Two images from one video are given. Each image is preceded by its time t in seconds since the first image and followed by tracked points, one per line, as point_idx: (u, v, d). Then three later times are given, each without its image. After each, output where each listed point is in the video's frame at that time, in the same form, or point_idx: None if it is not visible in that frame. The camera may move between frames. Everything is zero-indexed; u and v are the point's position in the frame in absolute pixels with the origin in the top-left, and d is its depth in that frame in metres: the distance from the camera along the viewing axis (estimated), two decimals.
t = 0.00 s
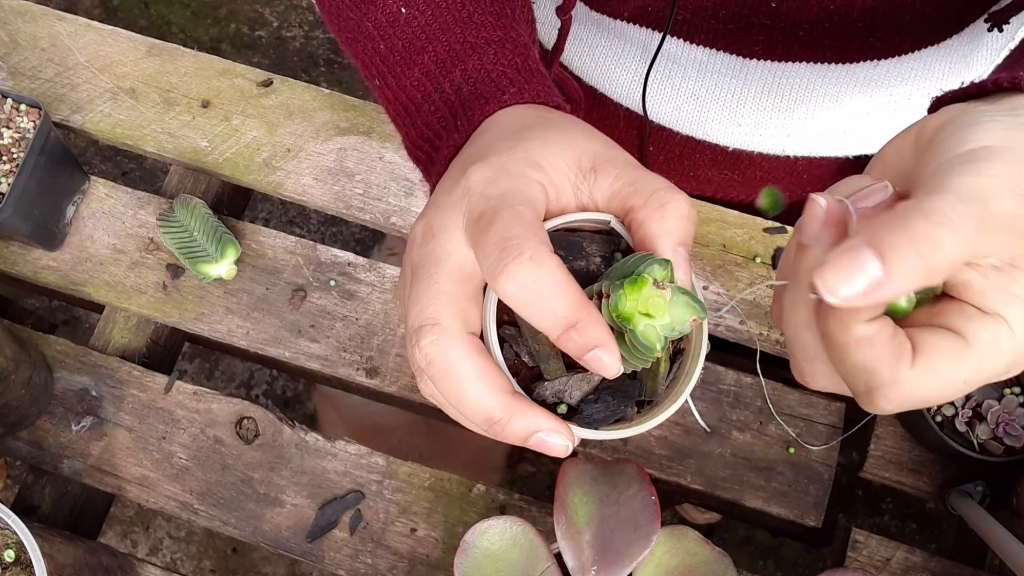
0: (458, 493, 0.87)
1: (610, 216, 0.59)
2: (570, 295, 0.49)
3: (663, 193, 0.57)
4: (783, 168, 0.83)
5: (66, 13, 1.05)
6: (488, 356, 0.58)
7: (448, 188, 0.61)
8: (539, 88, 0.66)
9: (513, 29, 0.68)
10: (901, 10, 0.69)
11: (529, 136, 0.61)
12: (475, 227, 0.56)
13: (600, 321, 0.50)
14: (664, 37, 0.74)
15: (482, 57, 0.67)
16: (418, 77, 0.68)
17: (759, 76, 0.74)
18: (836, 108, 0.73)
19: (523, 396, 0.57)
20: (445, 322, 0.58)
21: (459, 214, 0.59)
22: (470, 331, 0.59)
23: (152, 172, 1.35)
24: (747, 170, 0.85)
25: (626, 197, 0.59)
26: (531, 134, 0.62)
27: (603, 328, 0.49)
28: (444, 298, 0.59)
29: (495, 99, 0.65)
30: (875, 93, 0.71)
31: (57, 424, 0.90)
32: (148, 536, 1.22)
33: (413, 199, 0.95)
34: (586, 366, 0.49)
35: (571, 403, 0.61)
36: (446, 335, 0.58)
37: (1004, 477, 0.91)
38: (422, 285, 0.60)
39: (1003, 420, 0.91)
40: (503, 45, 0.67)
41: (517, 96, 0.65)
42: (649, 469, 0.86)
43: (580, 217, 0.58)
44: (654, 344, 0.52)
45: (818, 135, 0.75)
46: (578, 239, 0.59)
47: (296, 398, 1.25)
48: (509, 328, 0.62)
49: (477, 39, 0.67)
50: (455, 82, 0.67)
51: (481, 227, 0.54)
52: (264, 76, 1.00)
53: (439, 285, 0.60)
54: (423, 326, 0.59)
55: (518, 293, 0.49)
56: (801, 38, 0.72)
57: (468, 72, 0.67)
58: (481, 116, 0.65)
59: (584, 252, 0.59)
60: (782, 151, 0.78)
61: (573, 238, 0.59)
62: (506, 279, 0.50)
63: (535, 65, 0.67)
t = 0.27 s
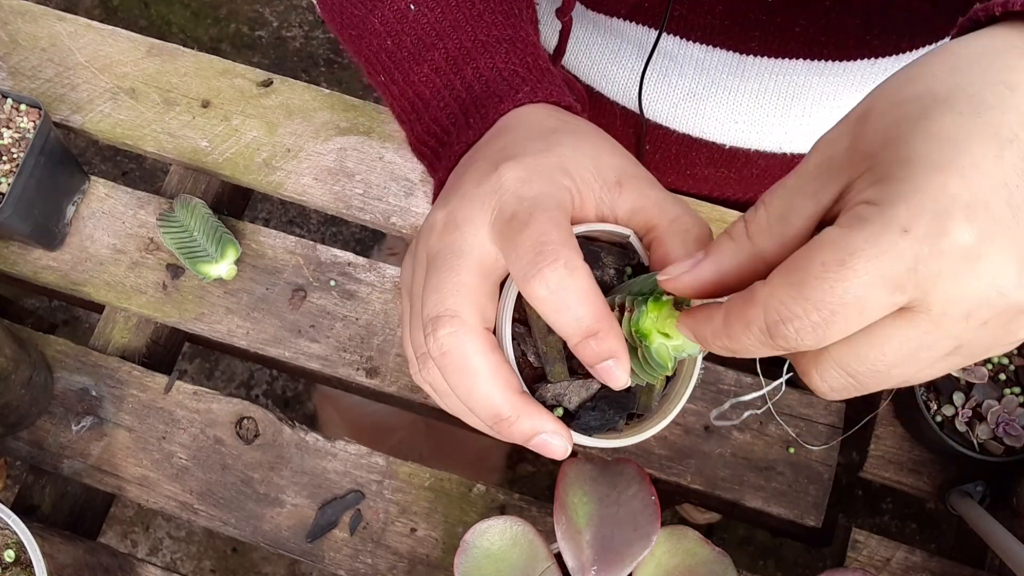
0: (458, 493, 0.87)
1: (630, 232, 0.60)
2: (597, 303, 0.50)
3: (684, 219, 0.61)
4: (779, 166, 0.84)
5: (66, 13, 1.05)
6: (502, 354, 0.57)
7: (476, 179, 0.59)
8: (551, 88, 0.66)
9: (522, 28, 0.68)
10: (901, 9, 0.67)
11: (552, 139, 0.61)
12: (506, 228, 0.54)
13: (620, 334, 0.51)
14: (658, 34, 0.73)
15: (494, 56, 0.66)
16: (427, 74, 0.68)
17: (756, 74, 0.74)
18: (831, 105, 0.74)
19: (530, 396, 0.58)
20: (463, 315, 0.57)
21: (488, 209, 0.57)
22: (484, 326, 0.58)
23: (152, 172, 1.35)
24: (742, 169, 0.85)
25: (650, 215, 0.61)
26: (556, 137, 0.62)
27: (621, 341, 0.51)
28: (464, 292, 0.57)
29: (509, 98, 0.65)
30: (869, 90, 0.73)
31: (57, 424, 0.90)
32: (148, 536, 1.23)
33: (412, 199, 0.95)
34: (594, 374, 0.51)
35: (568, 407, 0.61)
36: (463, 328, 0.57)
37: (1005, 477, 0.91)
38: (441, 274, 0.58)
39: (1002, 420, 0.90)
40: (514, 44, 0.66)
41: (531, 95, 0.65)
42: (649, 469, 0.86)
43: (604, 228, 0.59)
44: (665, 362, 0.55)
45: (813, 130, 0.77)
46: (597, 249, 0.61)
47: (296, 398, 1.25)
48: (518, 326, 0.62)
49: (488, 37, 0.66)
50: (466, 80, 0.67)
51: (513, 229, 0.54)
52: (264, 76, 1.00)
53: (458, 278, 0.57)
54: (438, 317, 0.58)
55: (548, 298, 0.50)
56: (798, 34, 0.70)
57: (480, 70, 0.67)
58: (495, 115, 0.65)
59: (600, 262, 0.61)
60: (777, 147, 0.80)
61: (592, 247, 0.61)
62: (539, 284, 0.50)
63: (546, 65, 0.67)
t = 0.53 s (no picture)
0: (458, 493, 0.87)
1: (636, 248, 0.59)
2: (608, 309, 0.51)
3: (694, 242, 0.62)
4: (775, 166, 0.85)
5: (66, 13, 1.05)
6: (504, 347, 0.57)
7: (492, 173, 0.60)
8: (554, 91, 0.66)
9: (524, 32, 0.68)
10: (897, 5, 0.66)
11: (564, 142, 0.62)
12: (523, 225, 0.55)
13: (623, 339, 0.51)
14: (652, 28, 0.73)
15: (496, 58, 0.67)
16: (429, 73, 0.68)
17: (752, 69, 0.74)
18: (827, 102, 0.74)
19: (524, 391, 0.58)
20: (469, 303, 0.56)
21: (503, 203, 0.58)
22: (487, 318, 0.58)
23: (152, 172, 1.35)
24: (738, 169, 0.86)
25: (658, 231, 0.62)
26: (567, 143, 0.62)
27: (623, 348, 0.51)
28: (473, 281, 0.57)
29: (513, 100, 0.66)
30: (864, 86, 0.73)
31: (57, 424, 0.90)
32: (148, 536, 1.23)
33: (412, 199, 0.95)
34: (591, 376, 0.52)
35: (555, 407, 0.61)
36: (469, 317, 0.56)
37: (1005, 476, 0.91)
38: (450, 260, 0.58)
39: (1003, 420, 0.90)
40: (517, 47, 0.67)
41: (534, 97, 0.66)
42: (649, 469, 0.86)
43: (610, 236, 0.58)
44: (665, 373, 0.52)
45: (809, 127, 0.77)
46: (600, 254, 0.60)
47: (296, 398, 1.25)
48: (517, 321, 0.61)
49: (491, 39, 0.67)
50: (469, 81, 0.67)
51: (530, 227, 0.54)
52: (264, 76, 1.00)
53: (470, 267, 0.57)
54: (442, 301, 0.57)
55: (563, 298, 0.50)
56: (792, 28, 0.70)
57: (483, 72, 0.67)
58: (499, 116, 0.66)
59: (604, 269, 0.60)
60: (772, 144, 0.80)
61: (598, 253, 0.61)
62: (555, 282, 0.50)
63: (548, 69, 0.68)
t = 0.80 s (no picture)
0: (458, 493, 0.87)
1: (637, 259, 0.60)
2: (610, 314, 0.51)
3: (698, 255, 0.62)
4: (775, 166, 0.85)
5: (67, 13, 1.05)
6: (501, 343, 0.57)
7: (502, 170, 0.60)
8: (565, 90, 0.67)
9: (534, 31, 0.68)
10: None
11: (573, 145, 0.62)
12: (532, 226, 0.55)
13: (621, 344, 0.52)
14: (650, 25, 0.73)
15: (507, 58, 0.67)
16: (439, 72, 0.68)
17: (751, 64, 0.73)
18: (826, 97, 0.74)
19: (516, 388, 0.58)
20: (470, 296, 0.56)
21: (512, 201, 0.58)
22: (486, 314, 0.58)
23: (152, 172, 1.35)
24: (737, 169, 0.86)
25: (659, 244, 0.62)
26: (576, 146, 0.62)
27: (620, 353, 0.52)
28: (475, 275, 0.57)
29: (524, 100, 0.66)
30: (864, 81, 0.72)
31: (57, 424, 0.90)
32: (148, 537, 1.23)
33: (413, 199, 0.95)
34: (582, 377, 0.52)
35: (543, 408, 0.60)
36: (468, 309, 0.56)
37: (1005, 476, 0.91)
38: (455, 252, 0.58)
39: (1003, 420, 0.90)
40: (527, 46, 0.67)
41: (545, 97, 0.66)
42: (649, 469, 0.86)
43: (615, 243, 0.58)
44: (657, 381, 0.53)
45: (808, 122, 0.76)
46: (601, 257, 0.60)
47: (296, 398, 1.25)
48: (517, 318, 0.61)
49: (501, 39, 0.67)
50: (479, 80, 0.68)
51: (538, 230, 0.55)
52: (264, 76, 1.00)
53: (473, 261, 0.57)
54: (442, 292, 0.57)
55: (564, 300, 0.51)
56: (790, 23, 0.70)
57: (494, 71, 0.67)
58: (510, 115, 0.66)
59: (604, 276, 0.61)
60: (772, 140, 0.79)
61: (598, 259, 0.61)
62: (557, 285, 0.51)
63: (559, 68, 0.68)
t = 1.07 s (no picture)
0: (458, 492, 0.87)
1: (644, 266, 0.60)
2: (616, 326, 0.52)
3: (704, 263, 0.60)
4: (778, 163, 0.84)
5: (66, 13, 1.05)
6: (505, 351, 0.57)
7: (510, 178, 0.60)
8: (572, 91, 0.67)
9: (541, 33, 0.68)
10: None
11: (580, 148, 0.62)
12: (539, 237, 0.55)
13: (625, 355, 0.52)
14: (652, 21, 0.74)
15: (514, 59, 0.67)
16: (446, 74, 0.68)
17: (753, 57, 0.73)
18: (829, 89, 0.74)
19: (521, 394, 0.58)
20: (475, 305, 0.56)
21: (519, 210, 0.58)
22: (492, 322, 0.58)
23: (152, 172, 1.35)
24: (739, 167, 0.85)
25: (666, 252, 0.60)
26: (584, 152, 0.62)
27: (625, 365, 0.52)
28: (481, 285, 0.57)
29: (531, 102, 0.66)
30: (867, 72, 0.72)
31: (57, 424, 0.90)
32: (148, 537, 1.22)
33: (413, 199, 0.95)
34: (586, 383, 0.53)
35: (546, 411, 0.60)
36: (473, 320, 0.56)
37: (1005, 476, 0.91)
38: (461, 261, 0.58)
39: (1003, 420, 0.90)
40: (534, 48, 0.67)
41: (552, 99, 0.66)
42: (649, 469, 0.86)
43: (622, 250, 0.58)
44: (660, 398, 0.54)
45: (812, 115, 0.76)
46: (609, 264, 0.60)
47: (296, 398, 1.25)
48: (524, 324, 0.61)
49: (508, 40, 0.67)
50: (486, 81, 0.68)
51: (545, 242, 0.54)
52: (264, 76, 1.00)
53: (479, 270, 0.57)
54: (447, 302, 0.57)
55: (569, 316, 0.51)
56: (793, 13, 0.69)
57: (500, 72, 0.67)
58: (517, 117, 0.66)
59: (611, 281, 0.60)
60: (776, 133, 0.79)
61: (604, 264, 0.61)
62: (562, 300, 0.51)
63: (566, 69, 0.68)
